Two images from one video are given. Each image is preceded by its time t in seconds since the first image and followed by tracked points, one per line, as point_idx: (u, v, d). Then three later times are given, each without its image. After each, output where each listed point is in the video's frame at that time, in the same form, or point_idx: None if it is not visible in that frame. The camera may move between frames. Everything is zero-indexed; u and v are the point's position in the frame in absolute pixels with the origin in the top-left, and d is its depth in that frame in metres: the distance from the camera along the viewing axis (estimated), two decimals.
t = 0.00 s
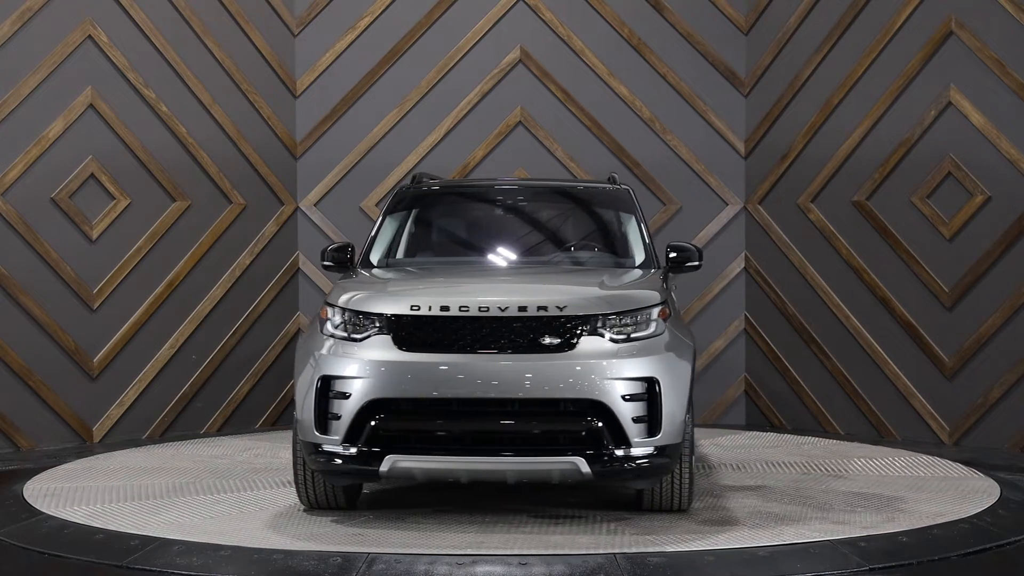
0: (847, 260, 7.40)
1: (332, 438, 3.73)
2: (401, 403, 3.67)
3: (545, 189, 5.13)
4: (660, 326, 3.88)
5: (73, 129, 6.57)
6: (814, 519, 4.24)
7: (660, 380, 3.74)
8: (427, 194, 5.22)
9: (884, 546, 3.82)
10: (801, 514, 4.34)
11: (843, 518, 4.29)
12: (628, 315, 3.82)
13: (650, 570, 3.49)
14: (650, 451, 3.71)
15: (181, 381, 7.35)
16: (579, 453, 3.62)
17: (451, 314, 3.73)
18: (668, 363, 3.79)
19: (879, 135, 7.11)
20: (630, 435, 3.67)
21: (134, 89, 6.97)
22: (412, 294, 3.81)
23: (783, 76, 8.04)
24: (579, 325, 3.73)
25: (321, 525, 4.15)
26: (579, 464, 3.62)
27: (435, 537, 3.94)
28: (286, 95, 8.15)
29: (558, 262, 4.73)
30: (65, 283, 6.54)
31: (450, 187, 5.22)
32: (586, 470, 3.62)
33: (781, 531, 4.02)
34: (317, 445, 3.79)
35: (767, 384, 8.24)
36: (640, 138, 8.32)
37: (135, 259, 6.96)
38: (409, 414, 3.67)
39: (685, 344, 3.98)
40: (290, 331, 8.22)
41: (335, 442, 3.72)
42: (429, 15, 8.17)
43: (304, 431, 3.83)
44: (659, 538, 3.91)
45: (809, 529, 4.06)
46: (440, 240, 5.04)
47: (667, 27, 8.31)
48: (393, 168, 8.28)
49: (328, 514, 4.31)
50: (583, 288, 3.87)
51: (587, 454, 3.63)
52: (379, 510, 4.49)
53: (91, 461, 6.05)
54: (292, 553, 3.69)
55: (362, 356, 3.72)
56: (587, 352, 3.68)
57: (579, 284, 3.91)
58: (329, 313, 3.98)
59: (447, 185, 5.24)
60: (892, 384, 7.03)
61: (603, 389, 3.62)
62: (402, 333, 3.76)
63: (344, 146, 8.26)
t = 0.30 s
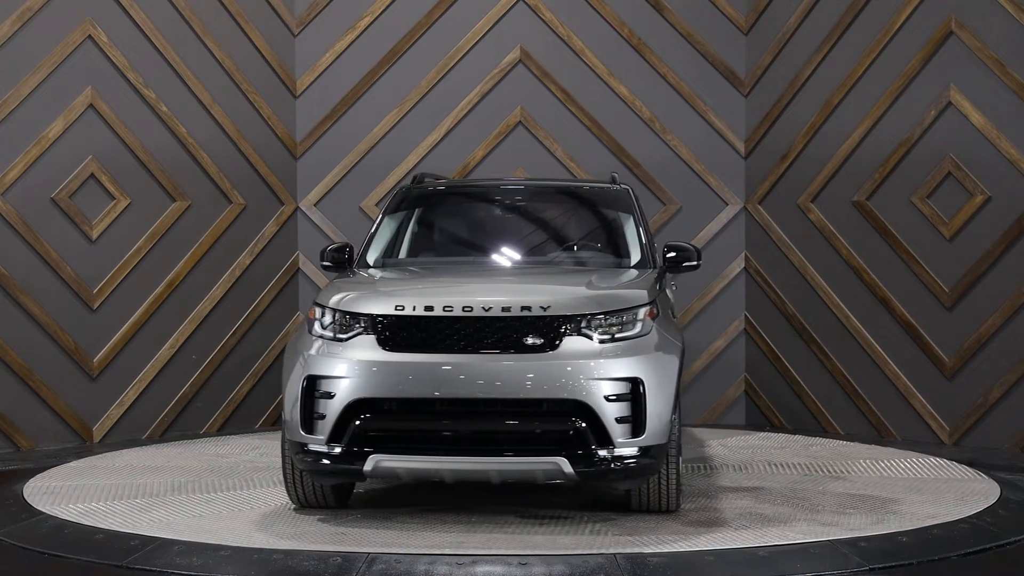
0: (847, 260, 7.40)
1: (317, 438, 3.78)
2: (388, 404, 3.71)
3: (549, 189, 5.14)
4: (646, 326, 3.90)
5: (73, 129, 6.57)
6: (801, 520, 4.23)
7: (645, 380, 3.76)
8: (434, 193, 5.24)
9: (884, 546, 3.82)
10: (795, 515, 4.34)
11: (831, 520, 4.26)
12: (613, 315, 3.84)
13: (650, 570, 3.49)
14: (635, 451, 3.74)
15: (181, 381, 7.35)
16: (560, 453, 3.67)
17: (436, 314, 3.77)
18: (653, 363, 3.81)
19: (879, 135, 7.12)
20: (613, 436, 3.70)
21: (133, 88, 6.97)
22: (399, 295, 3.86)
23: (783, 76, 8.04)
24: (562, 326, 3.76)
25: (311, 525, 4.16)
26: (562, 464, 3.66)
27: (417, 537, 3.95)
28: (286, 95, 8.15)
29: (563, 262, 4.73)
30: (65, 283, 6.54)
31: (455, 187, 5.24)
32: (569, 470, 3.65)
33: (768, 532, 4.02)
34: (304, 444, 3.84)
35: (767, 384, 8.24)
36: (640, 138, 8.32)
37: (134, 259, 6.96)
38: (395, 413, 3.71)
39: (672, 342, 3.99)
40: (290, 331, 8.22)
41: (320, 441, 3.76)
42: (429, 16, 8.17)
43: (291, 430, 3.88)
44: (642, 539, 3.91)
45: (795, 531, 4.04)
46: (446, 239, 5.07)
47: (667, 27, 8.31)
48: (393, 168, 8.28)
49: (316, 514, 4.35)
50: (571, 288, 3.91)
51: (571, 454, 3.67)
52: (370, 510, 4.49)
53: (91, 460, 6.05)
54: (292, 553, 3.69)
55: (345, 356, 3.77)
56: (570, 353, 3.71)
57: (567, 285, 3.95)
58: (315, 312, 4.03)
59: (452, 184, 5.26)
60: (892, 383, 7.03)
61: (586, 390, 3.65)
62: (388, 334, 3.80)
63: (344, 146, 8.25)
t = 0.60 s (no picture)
0: (847, 260, 7.40)
1: (303, 437, 3.83)
2: (377, 404, 3.74)
3: (555, 189, 5.14)
4: (632, 326, 3.90)
5: (73, 129, 6.57)
6: (790, 522, 4.21)
7: (629, 380, 3.77)
8: (441, 194, 5.26)
9: (885, 546, 3.82)
10: (789, 515, 4.34)
11: (816, 521, 4.23)
12: (598, 315, 3.85)
13: (650, 570, 3.49)
14: (619, 452, 3.75)
15: (181, 381, 7.35)
16: (544, 453, 3.69)
17: (421, 314, 3.79)
18: (638, 364, 3.81)
19: (879, 135, 7.12)
20: (597, 436, 3.71)
21: (133, 88, 6.97)
22: (387, 294, 3.89)
23: (783, 76, 8.04)
24: (545, 327, 3.78)
25: (300, 524, 4.17)
26: (544, 465, 3.68)
27: (400, 537, 3.95)
28: (286, 95, 8.14)
29: (563, 262, 4.73)
30: (65, 283, 6.54)
31: (461, 187, 5.25)
32: (552, 471, 3.68)
33: (755, 534, 3.99)
34: (291, 444, 3.89)
35: (767, 384, 8.23)
36: (640, 138, 8.32)
37: (135, 259, 6.96)
38: (383, 413, 3.74)
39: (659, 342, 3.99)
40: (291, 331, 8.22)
41: (305, 440, 3.82)
42: (429, 16, 8.17)
43: (278, 428, 3.94)
44: (625, 540, 3.89)
45: (780, 533, 4.02)
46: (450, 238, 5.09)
47: (667, 27, 8.31)
48: (394, 168, 8.28)
49: (304, 513, 4.38)
50: (559, 288, 3.92)
51: (554, 455, 3.69)
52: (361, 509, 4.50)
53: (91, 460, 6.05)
54: (292, 553, 3.69)
55: (330, 355, 3.81)
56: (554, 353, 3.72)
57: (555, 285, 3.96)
58: (304, 311, 4.07)
59: (458, 185, 5.27)
60: (892, 383, 7.03)
61: (568, 390, 3.66)
62: (377, 334, 3.83)
63: (344, 146, 8.25)
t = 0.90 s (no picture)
0: (847, 260, 7.40)
1: (290, 436, 3.92)
2: (375, 403, 3.82)
3: (556, 188, 5.13)
4: (618, 326, 3.96)
5: (73, 129, 6.58)
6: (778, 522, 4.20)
7: (613, 381, 3.83)
8: (447, 193, 5.26)
9: (884, 546, 3.83)
10: (787, 515, 4.35)
11: (799, 523, 4.21)
12: (585, 315, 3.92)
13: (650, 570, 3.49)
14: (604, 452, 3.82)
15: (181, 381, 7.35)
16: (527, 454, 3.77)
17: (405, 314, 3.88)
18: (623, 364, 3.87)
19: (879, 135, 7.12)
20: (580, 437, 3.79)
21: (133, 88, 6.97)
22: (373, 294, 3.98)
23: (782, 76, 8.04)
24: (528, 327, 3.85)
25: (289, 523, 4.21)
26: (527, 465, 3.76)
27: (382, 536, 3.96)
28: (286, 95, 8.14)
29: (561, 261, 4.77)
30: (65, 283, 6.55)
31: (467, 186, 5.25)
32: (535, 471, 3.76)
33: (743, 535, 3.98)
34: (278, 443, 3.98)
35: (767, 385, 8.23)
36: (641, 138, 8.32)
37: (135, 259, 6.96)
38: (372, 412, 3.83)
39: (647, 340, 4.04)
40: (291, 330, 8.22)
41: (291, 440, 3.91)
42: (428, 16, 8.16)
43: (266, 428, 4.03)
44: (606, 541, 3.89)
45: (764, 534, 3.99)
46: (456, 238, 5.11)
47: (667, 27, 8.30)
48: (394, 168, 8.28)
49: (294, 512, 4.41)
50: (547, 289, 3.99)
51: (537, 455, 3.77)
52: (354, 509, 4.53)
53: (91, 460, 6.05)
54: (292, 553, 3.69)
55: (314, 356, 3.90)
56: (538, 354, 3.79)
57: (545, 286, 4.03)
58: (293, 312, 4.16)
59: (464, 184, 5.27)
60: (892, 383, 7.03)
61: (551, 391, 3.74)
62: (374, 334, 3.90)
63: (344, 146, 8.25)
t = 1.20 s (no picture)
0: (847, 260, 7.39)
1: (276, 435, 4.00)
2: (375, 403, 3.86)
3: (556, 189, 5.13)
4: (604, 326, 4.00)
5: (73, 129, 6.58)
6: (764, 524, 4.18)
7: (596, 381, 3.87)
8: (454, 192, 5.27)
9: (884, 546, 3.82)
10: (786, 515, 4.36)
11: (784, 523, 4.20)
12: (570, 315, 3.96)
13: (650, 570, 3.49)
14: (586, 452, 3.87)
15: (181, 381, 7.35)
16: (508, 454, 3.81)
17: (389, 314, 3.93)
18: (607, 364, 3.91)
19: (879, 135, 7.12)
20: (562, 436, 3.83)
21: (133, 88, 6.97)
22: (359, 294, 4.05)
23: (782, 77, 8.04)
24: (511, 327, 3.89)
25: (280, 522, 4.22)
26: (509, 465, 3.81)
27: (364, 536, 3.95)
28: (286, 95, 8.13)
29: (562, 261, 4.79)
30: (65, 283, 6.55)
31: (475, 186, 5.25)
32: (515, 471, 3.81)
33: (731, 536, 3.97)
34: (265, 442, 4.06)
35: (767, 385, 8.23)
36: (641, 138, 8.31)
37: (135, 259, 6.96)
38: (359, 412, 3.88)
39: (632, 340, 4.07)
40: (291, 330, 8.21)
41: (277, 439, 3.99)
42: (429, 15, 8.16)
43: (254, 427, 4.11)
44: (587, 541, 3.89)
45: (762, 534, 4.00)
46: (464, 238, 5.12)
47: (667, 27, 8.30)
48: (394, 168, 8.28)
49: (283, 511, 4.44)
50: (535, 289, 4.03)
51: (518, 455, 3.81)
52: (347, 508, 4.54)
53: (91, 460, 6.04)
54: (292, 553, 3.68)
55: (299, 355, 3.97)
56: (521, 354, 3.83)
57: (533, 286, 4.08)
58: (282, 312, 4.24)
59: (472, 184, 5.28)
60: (892, 383, 7.04)
61: (533, 392, 3.78)
62: (373, 335, 3.94)
63: (344, 146, 8.24)
